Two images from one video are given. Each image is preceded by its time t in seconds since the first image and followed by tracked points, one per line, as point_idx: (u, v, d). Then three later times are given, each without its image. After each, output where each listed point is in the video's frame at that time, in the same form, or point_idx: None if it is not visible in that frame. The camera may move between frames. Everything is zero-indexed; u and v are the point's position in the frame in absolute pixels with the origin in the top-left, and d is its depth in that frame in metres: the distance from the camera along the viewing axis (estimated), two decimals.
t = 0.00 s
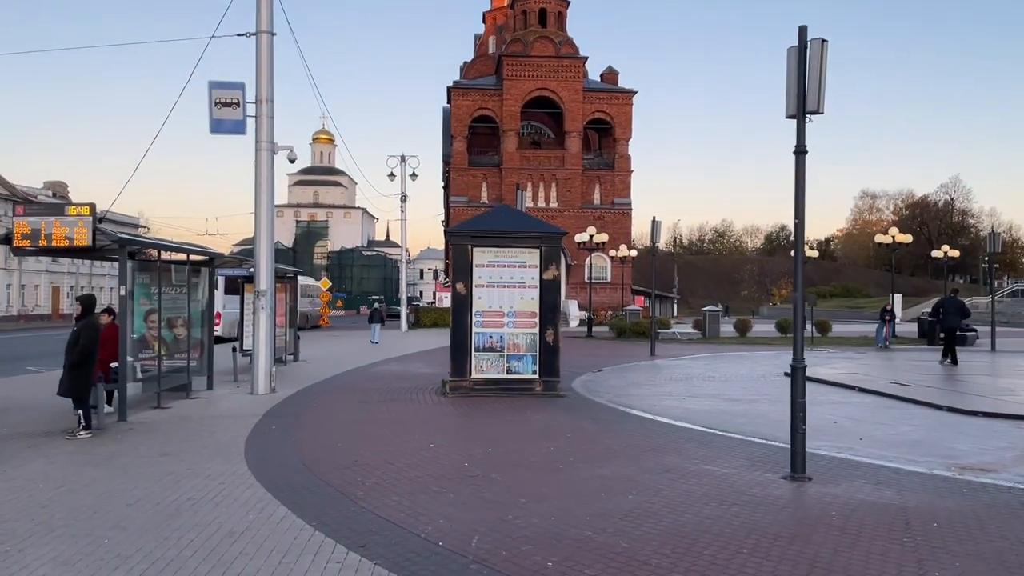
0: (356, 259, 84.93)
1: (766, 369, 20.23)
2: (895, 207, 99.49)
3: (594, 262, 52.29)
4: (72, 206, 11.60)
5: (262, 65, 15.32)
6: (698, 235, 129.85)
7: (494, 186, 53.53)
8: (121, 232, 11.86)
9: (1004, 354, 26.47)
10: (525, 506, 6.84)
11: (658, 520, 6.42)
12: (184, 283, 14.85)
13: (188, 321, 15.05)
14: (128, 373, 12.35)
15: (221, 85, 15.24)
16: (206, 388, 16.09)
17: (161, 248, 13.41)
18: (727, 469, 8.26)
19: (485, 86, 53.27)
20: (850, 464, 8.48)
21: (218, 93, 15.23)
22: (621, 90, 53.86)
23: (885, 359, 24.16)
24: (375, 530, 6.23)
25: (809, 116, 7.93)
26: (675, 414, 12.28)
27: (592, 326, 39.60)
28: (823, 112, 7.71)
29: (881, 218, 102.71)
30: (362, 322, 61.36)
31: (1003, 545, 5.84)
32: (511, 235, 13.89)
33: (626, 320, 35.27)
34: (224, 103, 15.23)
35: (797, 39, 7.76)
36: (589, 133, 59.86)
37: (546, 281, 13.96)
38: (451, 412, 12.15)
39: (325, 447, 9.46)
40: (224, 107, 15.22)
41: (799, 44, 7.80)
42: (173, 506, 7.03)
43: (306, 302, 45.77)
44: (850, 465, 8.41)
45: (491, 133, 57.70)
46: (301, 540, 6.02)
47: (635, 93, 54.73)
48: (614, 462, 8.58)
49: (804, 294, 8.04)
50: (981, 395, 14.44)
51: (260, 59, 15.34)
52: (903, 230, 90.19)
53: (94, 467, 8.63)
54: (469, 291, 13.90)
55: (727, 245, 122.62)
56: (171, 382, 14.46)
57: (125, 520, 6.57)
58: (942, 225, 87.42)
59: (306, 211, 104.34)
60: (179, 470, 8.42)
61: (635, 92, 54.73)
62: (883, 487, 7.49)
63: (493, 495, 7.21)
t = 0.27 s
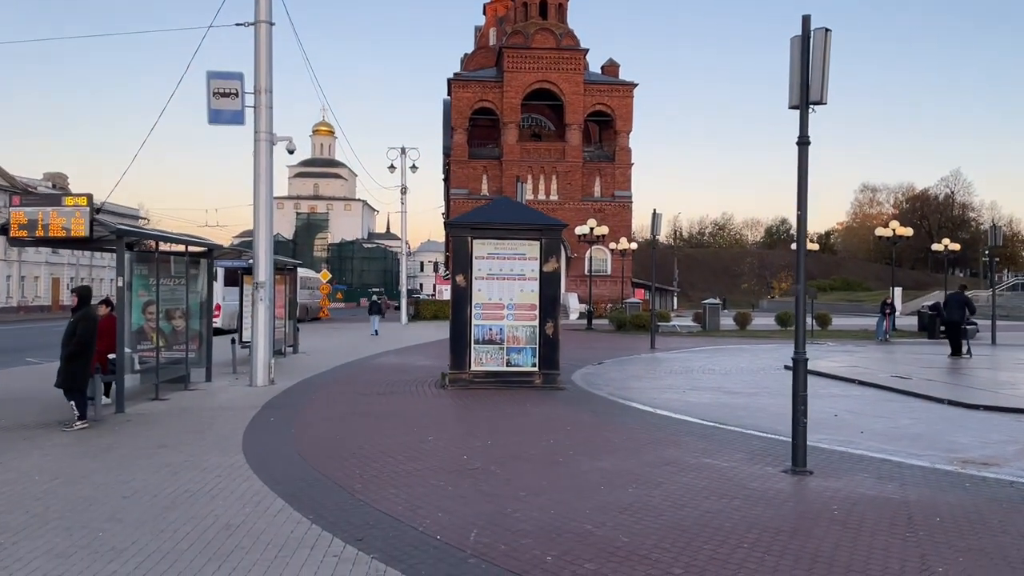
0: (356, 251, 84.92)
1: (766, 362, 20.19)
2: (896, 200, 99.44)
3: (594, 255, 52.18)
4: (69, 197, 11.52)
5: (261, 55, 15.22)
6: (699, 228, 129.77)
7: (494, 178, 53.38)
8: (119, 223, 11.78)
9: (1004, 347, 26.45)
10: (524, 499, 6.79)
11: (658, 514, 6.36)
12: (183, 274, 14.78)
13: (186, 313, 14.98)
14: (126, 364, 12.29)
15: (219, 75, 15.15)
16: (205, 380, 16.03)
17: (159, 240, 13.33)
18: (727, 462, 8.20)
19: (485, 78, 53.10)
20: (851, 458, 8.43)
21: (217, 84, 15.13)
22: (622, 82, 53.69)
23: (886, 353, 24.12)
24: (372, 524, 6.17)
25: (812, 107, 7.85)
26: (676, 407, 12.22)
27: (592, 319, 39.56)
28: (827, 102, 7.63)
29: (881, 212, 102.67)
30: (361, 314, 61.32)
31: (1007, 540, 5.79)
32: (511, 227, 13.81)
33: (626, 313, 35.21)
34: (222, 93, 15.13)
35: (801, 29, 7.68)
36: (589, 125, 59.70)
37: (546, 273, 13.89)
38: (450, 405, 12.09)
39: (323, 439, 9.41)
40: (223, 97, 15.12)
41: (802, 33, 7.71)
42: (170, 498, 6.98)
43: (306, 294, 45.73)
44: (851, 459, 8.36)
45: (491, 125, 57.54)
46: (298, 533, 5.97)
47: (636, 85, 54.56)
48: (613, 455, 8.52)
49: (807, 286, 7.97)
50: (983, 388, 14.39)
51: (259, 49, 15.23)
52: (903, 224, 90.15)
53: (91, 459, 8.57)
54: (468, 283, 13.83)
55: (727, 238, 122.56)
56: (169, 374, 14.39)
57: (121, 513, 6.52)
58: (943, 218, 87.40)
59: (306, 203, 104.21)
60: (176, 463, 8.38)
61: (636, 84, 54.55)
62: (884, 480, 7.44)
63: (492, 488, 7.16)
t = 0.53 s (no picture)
0: (360, 245, 84.96)
1: (770, 357, 20.13)
2: (900, 195, 99.34)
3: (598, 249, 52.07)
4: (72, 189, 11.49)
5: (264, 48, 15.16)
6: (703, 223, 129.66)
7: (498, 172, 53.29)
8: (122, 216, 11.75)
9: (1008, 342, 26.37)
10: (527, 494, 6.76)
11: (663, 510, 6.33)
12: (186, 268, 14.75)
13: (190, 306, 14.95)
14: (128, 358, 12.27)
15: (223, 68, 15.10)
16: (208, 373, 16.02)
17: (162, 234, 13.30)
18: (731, 458, 8.16)
19: (490, 72, 52.99)
20: (856, 454, 8.38)
21: (220, 76, 15.08)
22: (627, 76, 53.54)
23: (890, 348, 24.08)
24: (374, 519, 6.14)
25: (818, 101, 7.78)
26: (679, 403, 12.19)
27: (596, 313, 39.54)
28: (834, 96, 7.56)
29: (886, 206, 102.51)
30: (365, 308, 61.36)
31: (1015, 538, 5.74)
32: (514, 221, 13.77)
33: (630, 308, 35.16)
34: (226, 86, 15.09)
35: (808, 22, 7.61)
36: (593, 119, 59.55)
37: (550, 268, 13.84)
38: (454, 399, 12.06)
39: (326, 434, 9.39)
40: (226, 91, 15.07)
41: (810, 26, 7.64)
42: (171, 493, 6.95)
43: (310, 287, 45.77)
44: (856, 455, 8.32)
45: (496, 119, 57.44)
46: (300, 529, 5.94)
47: (641, 80, 54.41)
48: (617, 450, 8.48)
49: (813, 281, 7.91)
50: (988, 384, 14.33)
51: (263, 41, 15.18)
52: (908, 219, 90.09)
53: (93, 452, 8.56)
54: (472, 277, 13.79)
55: (731, 232, 122.45)
56: (173, 367, 14.37)
57: (123, 508, 6.49)
58: (948, 213, 87.26)
59: (310, 197, 104.29)
60: (179, 457, 8.36)
61: (641, 79, 54.40)
62: (890, 477, 7.39)
63: (495, 483, 7.13)
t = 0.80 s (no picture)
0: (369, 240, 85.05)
1: (778, 355, 20.02)
2: (913, 191, 98.75)
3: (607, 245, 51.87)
4: (78, 183, 11.47)
5: (271, 42, 15.11)
6: (713, 219, 129.28)
7: (507, 168, 53.18)
8: (128, 211, 11.72)
9: (1021, 341, 26.14)
10: (532, 493, 6.71)
11: (668, 510, 6.25)
12: (192, 263, 14.71)
13: (197, 301, 14.92)
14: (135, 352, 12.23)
15: (230, 62, 15.06)
16: (215, 368, 16.01)
17: (169, 228, 13.26)
18: (738, 457, 8.08)
19: (499, 67, 52.87)
20: (866, 453, 8.28)
21: (227, 71, 15.04)
22: (636, 72, 53.30)
23: (901, 345, 23.91)
24: (377, 517, 6.08)
25: (829, 95, 7.67)
26: (687, 400, 12.10)
27: (604, 310, 39.39)
28: (845, 91, 7.44)
29: (898, 203, 101.97)
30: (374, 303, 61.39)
31: None
32: (521, 216, 13.69)
33: (639, 304, 35.03)
34: (233, 80, 15.04)
35: (819, 15, 7.50)
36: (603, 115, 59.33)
37: (557, 264, 13.76)
38: (460, 395, 12.00)
39: (331, 430, 9.36)
40: (233, 85, 15.04)
41: (821, 19, 7.53)
42: (173, 488, 6.92)
43: (319, 283, 45.82)
44: (865, 455, 8.22)
45: (505, 114, 57.31)
46: (302, 525, 5.90)
47: (650, 75, 54.17)
48: (623, 448, 8.41)
49: (822, 278, 7.80)
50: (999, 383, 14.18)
51: (270, 36, 15.13)
52: (920, 215, 89.53)
53: (98, 447, 8.54)
54: (479, 273, 13.73)
55: (741, 229, 122.04)
56: (179, 362, 14.34)
57: (125, 504, 6.46)
58: (960, 210, 86.72)
59: (320, 192, 104.42)
60: (182, 452, 8.33)
61: (651, 74, 54.16)
62: (900, 478, 7.28)
63: (499, 481, 7.09)
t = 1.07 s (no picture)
0: (379, 237, 85.11)
1: (788, 354, 19.89)
2: (926, 190, 98.03)
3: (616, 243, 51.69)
4: (84, 179, 11.47)
5: (278, 38, 15.09)
6: (724, 217, 128.79)
7: (517, 164, 53.08)
8: (134, 206, 11.71)
9: None
10: (533, 492, 6.65)
11: (671, 511, 6.18)
12: (199, 259, 14.72)
13: (204, 297, 14.92)
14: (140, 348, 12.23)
15: (237, 58, 15.04)
16: (222, 364, 16.02)
17: (176, 224, 13.26)
18: (744, 458, 8.00)
19: (509, 64, 52.76)
20: (873, 455, 8.18)
21: (234, 67, 15.03)
22: (647, 69, 53.10)
23: (912, 345, 23.71)
24: (376, 517, 6.04)
25: (838, 92, 7.56)
26: (693, 399, 12.01)
27: (613, 308, 39.26)
28: (853, 88, 7.33)
29: (911, 202, 101.34)
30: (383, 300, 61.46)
31: None
32: (528, 214, 13.62)
33: (648, 302, 34.90)
34: (240, 76, 15.03)
35: (828, 11, 7.39)
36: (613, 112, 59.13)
37: (564, 261, 13.70)
38: (465, 393, 11.96)
39: (334, 427, 9.34)
40: (240, 81, 15.02)
41: (829, 15, 7.42)
42: (174, 485, 6.91)
43: (328, 279, 45.92)
44: (872, 456, 8.12)
45: (515, 111, 57.20)
46: (300, 525, 5.86)
47: (661, 72, 53.94)
48: (628, 448, 8.34)
49: (829, 277, 7.70)
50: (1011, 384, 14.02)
51: (277, 32, 15.10)
52: (933, 214, 88.82)
53: (101, 443, 8.54)
54: (485, 270, 13.68)
55: (752, 227, 121.53)
56: (186, 358, 14.34)
57: (125, 500, 6.44)
58: (974, 208, 86.09)
59: (331, 188, 104.61)
60: (185, 449, 8.32)
61: (662, 71, 53.94)
62: (907, 480, 7.19)
63: (500, 480, 7.04)
